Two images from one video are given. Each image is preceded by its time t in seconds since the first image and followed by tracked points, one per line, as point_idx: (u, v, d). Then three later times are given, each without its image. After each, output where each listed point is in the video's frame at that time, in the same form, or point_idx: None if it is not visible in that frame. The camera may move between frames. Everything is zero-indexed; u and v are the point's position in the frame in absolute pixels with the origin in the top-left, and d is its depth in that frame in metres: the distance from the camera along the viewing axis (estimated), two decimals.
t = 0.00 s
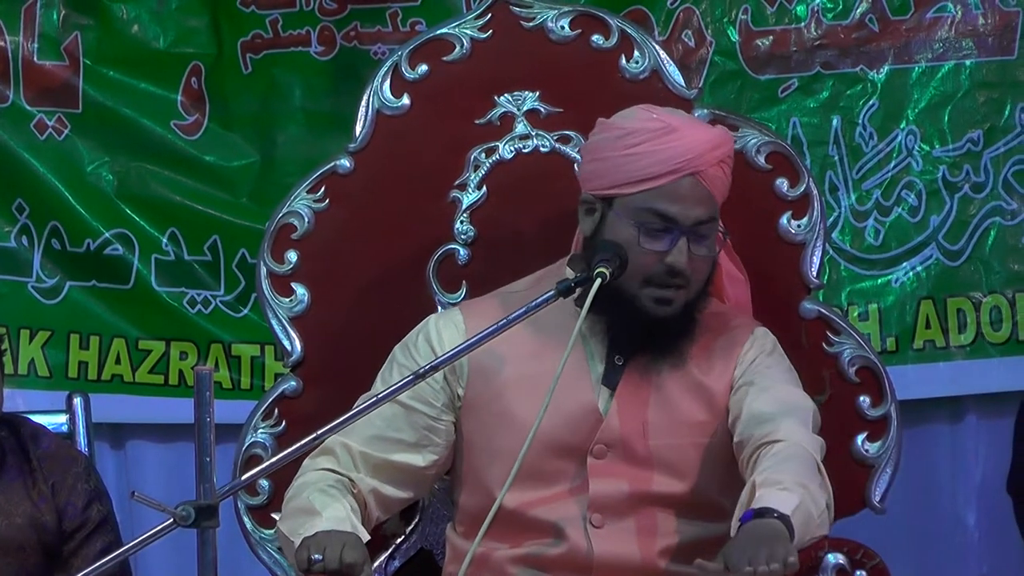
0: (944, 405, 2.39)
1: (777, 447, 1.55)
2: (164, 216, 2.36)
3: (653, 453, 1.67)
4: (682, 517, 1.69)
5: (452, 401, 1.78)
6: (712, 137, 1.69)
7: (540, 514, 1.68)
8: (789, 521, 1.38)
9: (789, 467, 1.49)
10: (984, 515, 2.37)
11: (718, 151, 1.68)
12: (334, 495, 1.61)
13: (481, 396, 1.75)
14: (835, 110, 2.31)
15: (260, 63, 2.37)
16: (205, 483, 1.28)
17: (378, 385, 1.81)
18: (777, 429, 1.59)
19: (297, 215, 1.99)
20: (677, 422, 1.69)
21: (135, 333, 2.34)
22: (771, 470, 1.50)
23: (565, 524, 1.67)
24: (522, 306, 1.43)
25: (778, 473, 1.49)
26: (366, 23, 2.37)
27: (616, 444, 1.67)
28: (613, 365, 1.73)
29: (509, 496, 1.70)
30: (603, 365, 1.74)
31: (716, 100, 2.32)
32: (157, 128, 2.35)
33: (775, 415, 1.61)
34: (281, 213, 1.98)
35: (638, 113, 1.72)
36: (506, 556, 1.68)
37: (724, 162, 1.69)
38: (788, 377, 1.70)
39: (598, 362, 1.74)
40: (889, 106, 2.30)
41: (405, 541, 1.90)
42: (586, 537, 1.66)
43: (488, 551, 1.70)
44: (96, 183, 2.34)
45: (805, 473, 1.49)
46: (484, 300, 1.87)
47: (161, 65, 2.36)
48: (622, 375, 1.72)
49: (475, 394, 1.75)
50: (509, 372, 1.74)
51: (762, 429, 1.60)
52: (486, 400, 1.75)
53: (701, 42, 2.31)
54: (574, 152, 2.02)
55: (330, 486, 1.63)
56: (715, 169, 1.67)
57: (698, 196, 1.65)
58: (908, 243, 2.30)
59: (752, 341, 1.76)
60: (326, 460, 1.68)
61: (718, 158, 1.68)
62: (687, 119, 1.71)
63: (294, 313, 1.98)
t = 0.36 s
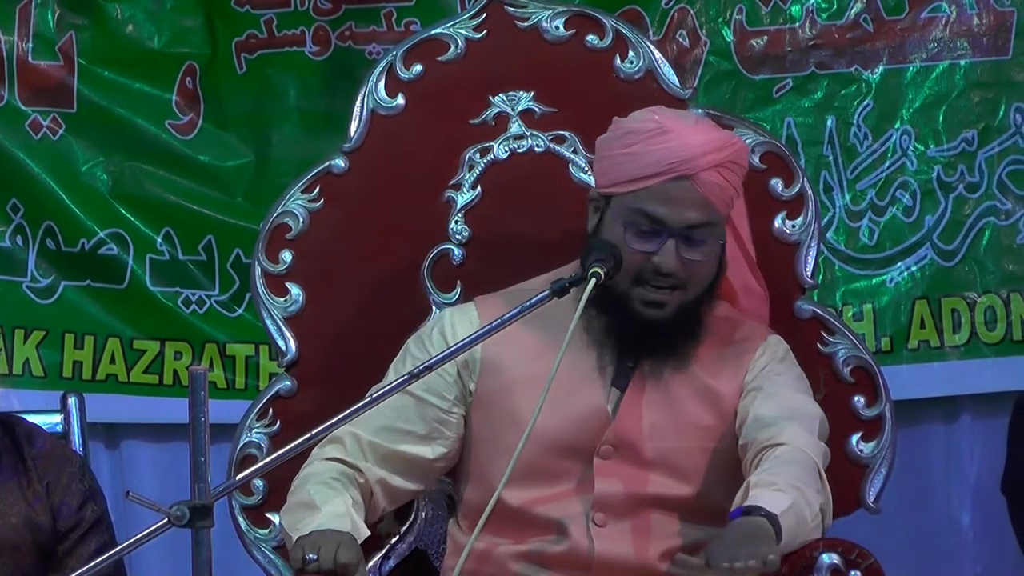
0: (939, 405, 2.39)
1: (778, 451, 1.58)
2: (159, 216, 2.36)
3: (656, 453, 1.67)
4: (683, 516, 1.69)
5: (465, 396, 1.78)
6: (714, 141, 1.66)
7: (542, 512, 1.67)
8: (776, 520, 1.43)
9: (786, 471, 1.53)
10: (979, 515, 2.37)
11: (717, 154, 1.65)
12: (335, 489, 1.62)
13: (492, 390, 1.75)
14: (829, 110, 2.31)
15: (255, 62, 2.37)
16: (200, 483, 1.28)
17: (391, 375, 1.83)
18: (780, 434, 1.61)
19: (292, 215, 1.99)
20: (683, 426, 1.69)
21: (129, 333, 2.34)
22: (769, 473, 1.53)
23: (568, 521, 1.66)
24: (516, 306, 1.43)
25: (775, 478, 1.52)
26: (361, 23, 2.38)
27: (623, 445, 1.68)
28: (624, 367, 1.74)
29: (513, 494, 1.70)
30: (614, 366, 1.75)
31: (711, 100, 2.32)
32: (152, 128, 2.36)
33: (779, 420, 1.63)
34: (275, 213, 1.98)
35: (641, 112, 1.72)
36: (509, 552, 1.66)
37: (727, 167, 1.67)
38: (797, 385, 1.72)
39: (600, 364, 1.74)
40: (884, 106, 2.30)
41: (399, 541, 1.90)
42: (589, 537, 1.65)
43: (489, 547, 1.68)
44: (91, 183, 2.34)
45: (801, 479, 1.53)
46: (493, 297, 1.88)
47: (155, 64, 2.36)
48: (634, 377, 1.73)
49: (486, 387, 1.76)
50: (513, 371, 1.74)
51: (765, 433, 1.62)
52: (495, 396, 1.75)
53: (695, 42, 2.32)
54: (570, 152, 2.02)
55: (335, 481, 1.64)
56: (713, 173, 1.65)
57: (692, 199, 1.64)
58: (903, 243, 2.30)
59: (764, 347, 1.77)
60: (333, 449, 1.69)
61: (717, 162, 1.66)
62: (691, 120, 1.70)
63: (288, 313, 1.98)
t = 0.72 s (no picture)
0: (936, 405, 2.39)
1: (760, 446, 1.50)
2: (157, 216, 2.36)
3: (665, 450, 1.65)
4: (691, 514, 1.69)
5: (484, 388, 1.81)
6: (631, 126, 1.65)
7: (557, 506, 1.68)
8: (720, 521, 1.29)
9: (753, 468, 1.43)
10: (977, 515, 2.37)
11: (620, 139, 1.64)
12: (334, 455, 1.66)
13: (507, 382, 1.76)
14: (827, 110, 2.32)
15: (252, 62, 2.37)
16: (197, 483, 1.28)
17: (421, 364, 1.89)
18: (770, 429, 1.53)
19: (289, 215, 1.99)
20: (695, 423, 1.66)
21: (127, 333, 2.34)
22: (739, 467, 1.45)
23: (576, 518, 1.66)
24: (514, 306, 1.43)
25: (743, 471, 1.43)
26: (359, 23, 2.38)
27: (634, 443, 1.66)
28: (633, 363, 1.72)
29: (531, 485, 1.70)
30: (619, 365, 1.73)
31: (709, 100, 2.32)
32: (149, 128, 2.36)
33: (775, 415, 1.56)
34: (272, 212, 1.98)
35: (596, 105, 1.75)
36: (521, 541, 1.68)
37: (646, 153, 1.64)
38: (811, 377, 1.62)
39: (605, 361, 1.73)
40: (881, 106, 2.30)
41: (396, 541, 1.90)
42: (595, 531, 1.65)
43: (508, 537, 1.70)
44: (89, 183, 2.34)
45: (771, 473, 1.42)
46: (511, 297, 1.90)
47: (153, 65, 2.36)
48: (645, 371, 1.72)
49: (505, 377, 1.77)
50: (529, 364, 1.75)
51: (759, 430, 1.55)
52: (512, 387, 1.75)
53: (693, 42, 2.32)
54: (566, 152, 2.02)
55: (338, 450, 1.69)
56: (624, 159, 1.64)
57: (604, 186, 1.65)
58: (901, 242, 2.30)
59: (780, 341, 1.69)
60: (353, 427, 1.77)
61: (629, 147, 1.64)
62: (630, 108, 1.70)
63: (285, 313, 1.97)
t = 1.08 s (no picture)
0: (937, 404, 2.39)
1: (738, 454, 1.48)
2: (157, 215, 2.36)
3: (661, 451, 1.65)
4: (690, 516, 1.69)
5: (479, 394, 1.83)
6: (589, 119, 1.69)
7: (551, 510, 1.69)
8: (679, 548, 1.30)
9: (721, 484, 1.41)
10: (977, 515, 2.37)
11: (578, 131, 1.68)
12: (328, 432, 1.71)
13: (507, 387, 1.77)
14: (828, 109, 2.32)
15: (253, 61, 2.37)
16: (197, 481, 1.28)
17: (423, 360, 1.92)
18: (750, 434, 1.51)
19: (289, 214, 1.99)
20: (684, 424, 1.65)
21: (127, 332, 2.34)
22: (712, 480, 1.43)
23: (572, 521, 1.67)
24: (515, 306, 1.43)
25: (713, 485, 1.41)
26: (359, 22, 2.38)
27: (627, 445, 1.66)
28: (620, 361, 1.73)
29: (527, 487, 1.72)
30: (611, 364, 1.73)
31: (709, 100, 2.33)
32: (150, 127, 2.36)
33: (757, 418, 1.54)
34: (273, 212, 1.98)
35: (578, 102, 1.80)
36: (522, 539, 1.69)
37: (601, 145, 1.67)
38: (796, 374, 1.59)
39: (598, 362, 1.74)
40: (882, 105, 2.30)
41: (396, 540, 1.91)
42: (592, 534, 1.65)
43: (511, 536, 1.71)
44: (89, 181, 2.34)
45: (739, 487, 1.40)
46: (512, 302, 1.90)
47: (154, 64, 2.36)
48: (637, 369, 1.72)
49: (503, 385, 1.78)
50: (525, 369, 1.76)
51: (741, 434, 1.53)
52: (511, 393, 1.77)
53: (693, 41, 2.32)
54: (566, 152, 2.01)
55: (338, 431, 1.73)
56: (581, 151, 1.68)
57: (565, 178, 1.69)
58: (901, 242, 2.30)
59: (768, 338, 1.67)
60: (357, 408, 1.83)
61: (585, 139, 1.67)
62: (598, 103, 1.73)
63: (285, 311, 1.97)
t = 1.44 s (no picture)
0: (941, 402, 2.38)
1: (743, 457, 1.48)
2: (161, 213, 2.36)
3: (653, 453, 1.68)
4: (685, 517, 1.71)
5: (460, 402, 1.85)
6: (554, 118, 1.75)
7: (545, 515, 1.71)
8: (705, 564, 1.28)
9: (734, 491, 1.41)
10: (982, 514, 2.37)
11: (542, 129, 1.74)
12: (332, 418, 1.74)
13: (499, 393, 1.79)
14: (832, 107, 2.32)
15: (257, 59, 2.36)
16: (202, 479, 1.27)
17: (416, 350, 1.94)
18: (751, 434, 1.51)
19: (294, 212, 1.99)
20: (674, 423, 1.68)
21: (131, 330, 2.35)
22: (722, 488, 1.43)
23: (566, 524, 1.70)
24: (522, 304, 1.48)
25: (725, 493, 1.41)
26: (362, 19, 2.37)
27: (618, 448, 1.69)
28: (602, 366, 1.75)
29: (519, 494, 1.75)
30: (592, 367, 1.75)
31: (713, 98, 2.33)
32: (155, 125, 2.36)
33: (754, 416, 1.54)
34: (278, 210, 1.98)
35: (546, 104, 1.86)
36: (519, 542, 1.73)
37: (567, 143, 1.73)
38: (784, 367, 1.61)
39: (588, 363, 1.75)
40: (887, 103, 2.30)
41: (400, 538, 1.91)
42: (589, 537, 1.68)
43: (507, 538, 1.75)
44: (94, 180, 2.35)
45: (751, 492, 1.41)
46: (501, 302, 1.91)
47: (158, 61, 2.36)
48: (619, 373, 1.73)
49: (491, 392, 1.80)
50: (519, 372, 1.78)
51: (740, 433, 1.54)
52: (503, 399, 1.79)
53: (698, 39, 2.32)
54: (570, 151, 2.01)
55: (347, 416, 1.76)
56: (546, 150, 1.73)
57: (531, 177, 1.75)
58: (905, 240, 2.31)
59: (747, 334, 1.69)
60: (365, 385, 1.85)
61: (549, 138, 1.73)
62: (564, 104, 1.79)
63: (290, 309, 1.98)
